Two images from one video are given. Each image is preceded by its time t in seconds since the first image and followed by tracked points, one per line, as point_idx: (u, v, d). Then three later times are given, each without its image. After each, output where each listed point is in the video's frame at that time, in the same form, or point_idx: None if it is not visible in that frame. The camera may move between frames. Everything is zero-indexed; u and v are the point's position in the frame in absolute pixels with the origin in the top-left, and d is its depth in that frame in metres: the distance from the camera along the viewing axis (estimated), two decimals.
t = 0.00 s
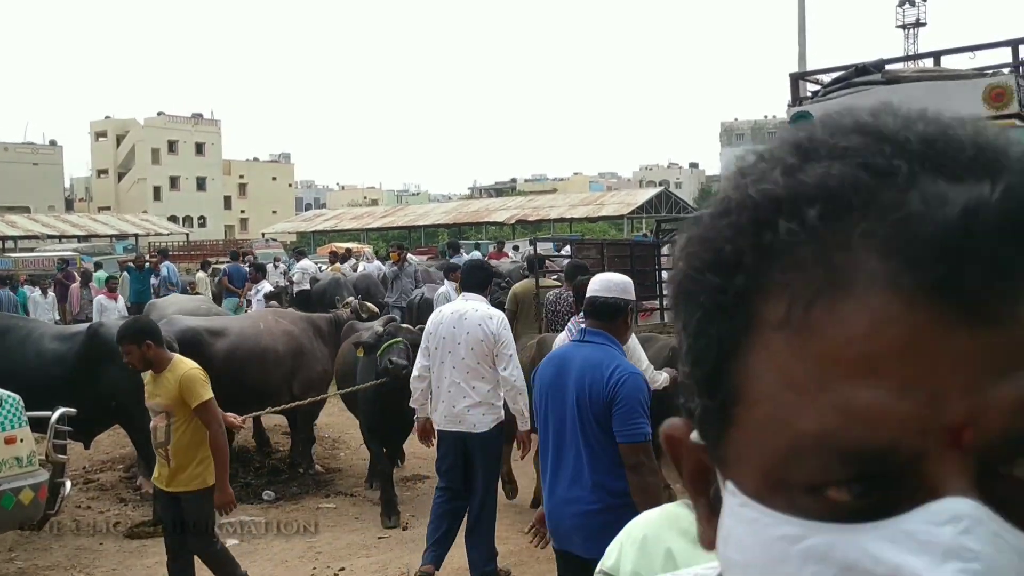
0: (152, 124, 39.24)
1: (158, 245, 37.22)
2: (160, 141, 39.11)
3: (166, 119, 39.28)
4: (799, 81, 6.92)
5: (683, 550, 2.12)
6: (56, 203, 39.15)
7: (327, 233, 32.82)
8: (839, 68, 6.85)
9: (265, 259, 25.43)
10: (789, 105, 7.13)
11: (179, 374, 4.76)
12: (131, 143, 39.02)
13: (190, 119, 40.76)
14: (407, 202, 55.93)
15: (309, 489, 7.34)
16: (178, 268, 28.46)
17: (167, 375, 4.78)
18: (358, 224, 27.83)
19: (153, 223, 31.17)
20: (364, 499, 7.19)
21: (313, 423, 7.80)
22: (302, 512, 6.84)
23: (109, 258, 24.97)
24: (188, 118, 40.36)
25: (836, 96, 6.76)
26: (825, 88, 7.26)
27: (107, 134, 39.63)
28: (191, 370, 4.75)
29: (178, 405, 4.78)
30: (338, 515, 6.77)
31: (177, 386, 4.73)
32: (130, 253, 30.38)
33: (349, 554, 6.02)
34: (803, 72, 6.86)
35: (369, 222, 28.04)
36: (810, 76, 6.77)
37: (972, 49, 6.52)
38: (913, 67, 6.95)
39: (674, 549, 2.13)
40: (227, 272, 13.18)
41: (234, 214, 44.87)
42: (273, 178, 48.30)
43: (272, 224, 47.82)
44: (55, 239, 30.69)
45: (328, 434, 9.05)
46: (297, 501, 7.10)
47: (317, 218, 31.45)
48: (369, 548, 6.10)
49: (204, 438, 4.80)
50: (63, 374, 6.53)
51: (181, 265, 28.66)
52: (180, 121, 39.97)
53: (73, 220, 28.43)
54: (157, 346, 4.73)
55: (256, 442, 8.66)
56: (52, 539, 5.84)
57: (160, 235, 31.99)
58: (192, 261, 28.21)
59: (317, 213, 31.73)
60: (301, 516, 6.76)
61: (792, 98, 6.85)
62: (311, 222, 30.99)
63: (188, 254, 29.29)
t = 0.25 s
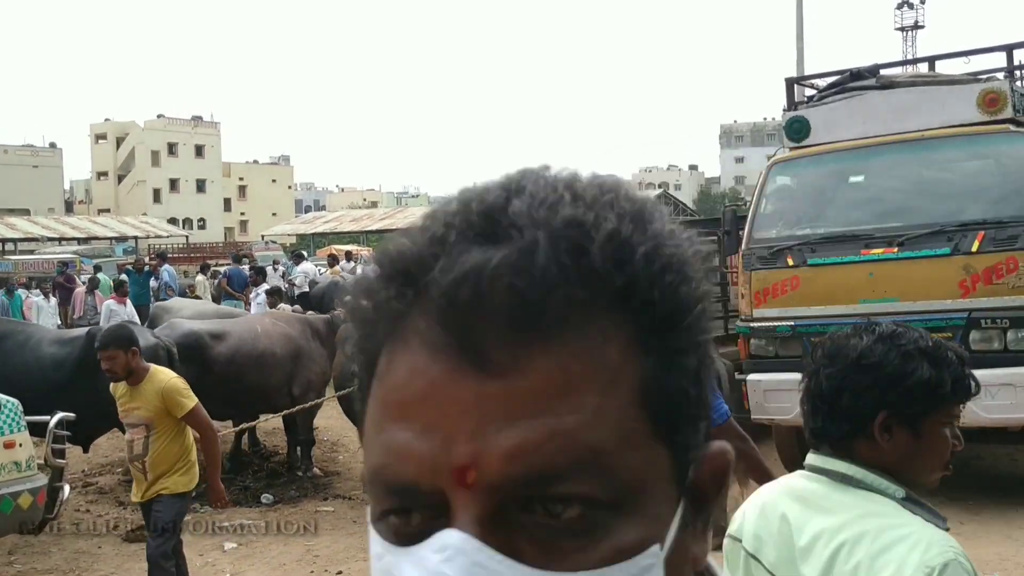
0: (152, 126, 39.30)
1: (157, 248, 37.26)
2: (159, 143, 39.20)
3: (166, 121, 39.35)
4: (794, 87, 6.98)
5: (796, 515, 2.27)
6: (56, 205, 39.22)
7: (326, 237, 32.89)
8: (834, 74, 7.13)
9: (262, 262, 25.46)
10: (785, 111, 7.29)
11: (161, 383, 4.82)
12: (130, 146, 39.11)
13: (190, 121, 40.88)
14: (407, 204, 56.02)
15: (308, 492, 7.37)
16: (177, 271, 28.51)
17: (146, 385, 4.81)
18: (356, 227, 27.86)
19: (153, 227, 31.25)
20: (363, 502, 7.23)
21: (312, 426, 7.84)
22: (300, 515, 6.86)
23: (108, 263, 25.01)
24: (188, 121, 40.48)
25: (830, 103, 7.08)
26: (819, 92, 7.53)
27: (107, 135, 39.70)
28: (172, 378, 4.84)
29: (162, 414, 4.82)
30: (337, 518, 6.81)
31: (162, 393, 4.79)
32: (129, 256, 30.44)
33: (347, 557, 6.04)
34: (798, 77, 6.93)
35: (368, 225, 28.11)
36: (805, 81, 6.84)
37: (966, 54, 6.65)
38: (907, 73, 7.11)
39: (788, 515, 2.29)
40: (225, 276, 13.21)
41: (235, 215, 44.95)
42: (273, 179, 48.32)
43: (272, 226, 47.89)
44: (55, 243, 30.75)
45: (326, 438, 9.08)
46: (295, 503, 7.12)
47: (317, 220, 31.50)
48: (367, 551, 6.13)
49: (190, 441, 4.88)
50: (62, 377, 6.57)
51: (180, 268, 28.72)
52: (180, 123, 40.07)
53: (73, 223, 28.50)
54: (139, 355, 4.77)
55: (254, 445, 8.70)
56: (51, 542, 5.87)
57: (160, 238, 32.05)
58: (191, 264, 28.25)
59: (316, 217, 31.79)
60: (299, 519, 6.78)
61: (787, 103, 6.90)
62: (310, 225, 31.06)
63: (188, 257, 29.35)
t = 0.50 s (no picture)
0: (134, 134, 39.15)
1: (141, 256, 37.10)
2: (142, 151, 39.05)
3: (150, 129, 39.21)
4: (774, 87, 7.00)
5: (863, 493, 2.09)
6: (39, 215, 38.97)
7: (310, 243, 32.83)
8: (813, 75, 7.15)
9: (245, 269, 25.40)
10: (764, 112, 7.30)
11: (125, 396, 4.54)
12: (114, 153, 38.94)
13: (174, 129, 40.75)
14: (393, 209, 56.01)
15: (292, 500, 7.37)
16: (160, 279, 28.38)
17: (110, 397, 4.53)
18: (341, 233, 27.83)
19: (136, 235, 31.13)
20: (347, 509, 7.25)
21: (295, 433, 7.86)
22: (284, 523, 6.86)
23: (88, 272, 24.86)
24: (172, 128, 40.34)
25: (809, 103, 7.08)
26: (797, 94, 7.55)
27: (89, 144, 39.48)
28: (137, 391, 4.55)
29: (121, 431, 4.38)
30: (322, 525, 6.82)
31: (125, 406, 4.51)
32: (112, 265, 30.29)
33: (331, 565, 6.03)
34: (778, 77, 6.95)
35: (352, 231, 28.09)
36: (785, 82, 6.85)
37: (944, 54, 6.70)
38: (885, 74, 7.16)
39: (855, 492, 2.11)
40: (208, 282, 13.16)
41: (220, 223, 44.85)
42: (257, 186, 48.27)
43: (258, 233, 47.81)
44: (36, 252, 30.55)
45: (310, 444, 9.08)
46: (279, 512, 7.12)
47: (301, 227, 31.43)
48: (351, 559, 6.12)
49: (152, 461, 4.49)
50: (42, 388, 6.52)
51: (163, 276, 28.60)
52: (164, 131, 39.92)
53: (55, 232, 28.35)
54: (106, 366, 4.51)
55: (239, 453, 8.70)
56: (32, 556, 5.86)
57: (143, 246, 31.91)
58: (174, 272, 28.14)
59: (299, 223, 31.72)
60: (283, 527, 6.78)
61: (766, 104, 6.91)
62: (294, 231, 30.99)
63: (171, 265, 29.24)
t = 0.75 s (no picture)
0: (118, 141, 38.98)
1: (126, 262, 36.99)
2: (126, 157, 38.95)
3: (133, 134, 39.03)
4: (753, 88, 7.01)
5: (976, 489, 2.00)
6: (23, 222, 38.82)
7: (296, 248, 32.81)
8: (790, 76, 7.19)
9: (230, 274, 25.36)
10: (743, 113, 7.33)
11: (78, 404, 4.10)
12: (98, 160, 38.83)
13: (157, 135, 40.65)
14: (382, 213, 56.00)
15: (273, 508, 7.38)
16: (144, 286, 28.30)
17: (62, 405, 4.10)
18: (326, 238, 27.79)
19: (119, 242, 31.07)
20: (329, 515, 7.25)
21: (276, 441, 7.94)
22: (265, 531, 6.86)
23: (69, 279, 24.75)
24: (155, 135, 40.24)
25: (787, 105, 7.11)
26: (775, 95, 7.60)
27: (72, 151, 39.27)
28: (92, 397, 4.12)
29: (82, 437, 4.10)
30: (303, 533, 6.81)
31: (76, 414, 4.07)
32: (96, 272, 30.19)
33: (311, 573, 6.03)
34: (757, 79, 6.96)
35: (337, 236, 28.08)
36: (763, 83, 6.88)
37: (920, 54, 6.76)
38: (862, 74, 7.20)
39: (966, 487, 2.01)
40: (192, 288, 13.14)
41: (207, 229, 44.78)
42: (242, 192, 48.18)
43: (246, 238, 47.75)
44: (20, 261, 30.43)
45: (293, 451, 9.08)
46: (261, 520, 7.12)
47: (286, 232, 31.35)
48: (331, 566, 6.12)
49: (116, 467, 4.19)
50: (17, 397, 6.49)
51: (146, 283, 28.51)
52: (147, 137, 39.81)
53: (38, 240, 28.24)
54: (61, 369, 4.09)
55: (221, 461, 8.67)
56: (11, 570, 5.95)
57: (127, 253, 31.81)
58: (158, 279, 28.06)
59: (284, 228, 31.69)
60: (263, 535, 6.78)
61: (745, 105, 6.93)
62: (280, 237, 30.96)
63: (155, 271, 29.16)
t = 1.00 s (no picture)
0: (114, 142, 38.96)
1: (122, 264, 36.99)
2: (121, 158, 38.94)
3: (128, 136, 39.00)
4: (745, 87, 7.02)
5: None
6: (18, 224, 38.78)
7: (292, 249, 32.82)
8: (782, 75, 7.20)
9: (226, 275, 25.37)
10: (736, 113, 7.32)
11: (42, 411, 4.03)
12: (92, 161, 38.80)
13: (151, 137, 40.63)
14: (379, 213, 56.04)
15: (267, 509, 7.38)
16: (139, 288, 28.31)
17: (23, 412, 4.01)
18: (322, 239, 27.79)
19: (114, 244, 31.06)
20: (323, 516, 7.26)
21: (270, 440, 7.92)
22: (258, 532, 6.86)
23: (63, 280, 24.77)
24: (149, 136, 40.23)
25: (779, 104, 7.11)
26: (768, 94, 7.60)
27: (67, 153, 39.22)
28: (55, 402, 4.06)
29: (46, 444, 4.03)
30: (297, 533, 6.81)
31: (42, 421, 4.00)
32: (91, 273, 30.17)
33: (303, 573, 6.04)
34: (749, 78, 6.96)
35: (333, 236, 28.10)
36: (756, 82, 6.87)
37: (912, 53, 6.76)
38: (855, 73, 7.20)
39: None
40: (184, 289, 13.13)
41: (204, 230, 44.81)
42: (237, 193, 48.20)
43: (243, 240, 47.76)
44: (15, 263, 30.42)
45: (288, 451, 9.10)
46: (254, 521, 7.12)
47: (281, 233, 31.32)
48: (324, 567, 6.13)
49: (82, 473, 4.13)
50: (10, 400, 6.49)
51: (140, 285, 28.50)
52: (141, 139, 39.80)
53: (33, 242, 28.24)
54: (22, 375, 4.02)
55: (215, 462, 8.67)
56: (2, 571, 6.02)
57: (122, 254, 31.81)
58: (152, 280, 28.05)
59: (279, 229, 31.69)
60: (257, 536, 6.78)
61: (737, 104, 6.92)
62: (275, 238, 30.95)
63: (149, 273, 29.18)
